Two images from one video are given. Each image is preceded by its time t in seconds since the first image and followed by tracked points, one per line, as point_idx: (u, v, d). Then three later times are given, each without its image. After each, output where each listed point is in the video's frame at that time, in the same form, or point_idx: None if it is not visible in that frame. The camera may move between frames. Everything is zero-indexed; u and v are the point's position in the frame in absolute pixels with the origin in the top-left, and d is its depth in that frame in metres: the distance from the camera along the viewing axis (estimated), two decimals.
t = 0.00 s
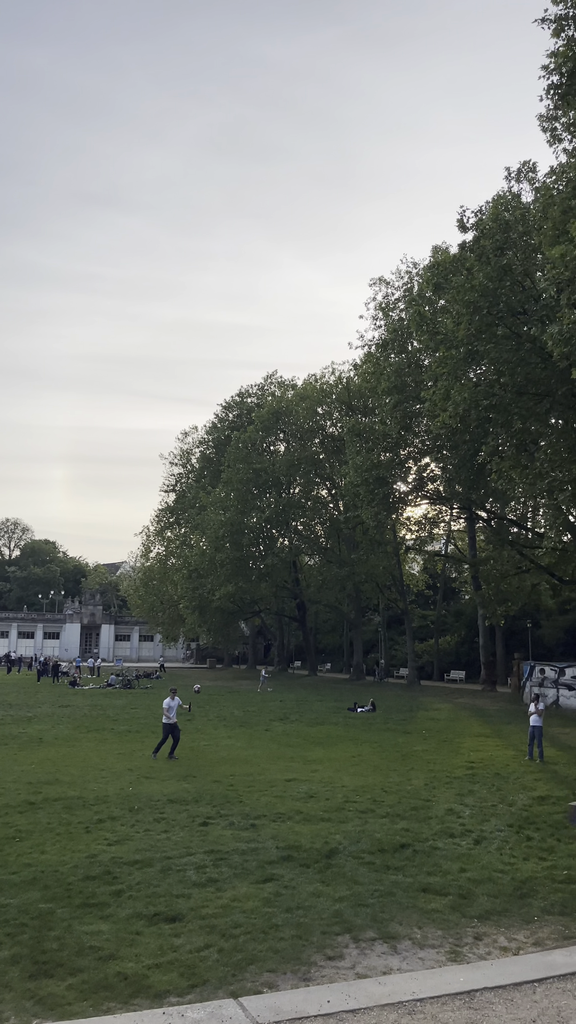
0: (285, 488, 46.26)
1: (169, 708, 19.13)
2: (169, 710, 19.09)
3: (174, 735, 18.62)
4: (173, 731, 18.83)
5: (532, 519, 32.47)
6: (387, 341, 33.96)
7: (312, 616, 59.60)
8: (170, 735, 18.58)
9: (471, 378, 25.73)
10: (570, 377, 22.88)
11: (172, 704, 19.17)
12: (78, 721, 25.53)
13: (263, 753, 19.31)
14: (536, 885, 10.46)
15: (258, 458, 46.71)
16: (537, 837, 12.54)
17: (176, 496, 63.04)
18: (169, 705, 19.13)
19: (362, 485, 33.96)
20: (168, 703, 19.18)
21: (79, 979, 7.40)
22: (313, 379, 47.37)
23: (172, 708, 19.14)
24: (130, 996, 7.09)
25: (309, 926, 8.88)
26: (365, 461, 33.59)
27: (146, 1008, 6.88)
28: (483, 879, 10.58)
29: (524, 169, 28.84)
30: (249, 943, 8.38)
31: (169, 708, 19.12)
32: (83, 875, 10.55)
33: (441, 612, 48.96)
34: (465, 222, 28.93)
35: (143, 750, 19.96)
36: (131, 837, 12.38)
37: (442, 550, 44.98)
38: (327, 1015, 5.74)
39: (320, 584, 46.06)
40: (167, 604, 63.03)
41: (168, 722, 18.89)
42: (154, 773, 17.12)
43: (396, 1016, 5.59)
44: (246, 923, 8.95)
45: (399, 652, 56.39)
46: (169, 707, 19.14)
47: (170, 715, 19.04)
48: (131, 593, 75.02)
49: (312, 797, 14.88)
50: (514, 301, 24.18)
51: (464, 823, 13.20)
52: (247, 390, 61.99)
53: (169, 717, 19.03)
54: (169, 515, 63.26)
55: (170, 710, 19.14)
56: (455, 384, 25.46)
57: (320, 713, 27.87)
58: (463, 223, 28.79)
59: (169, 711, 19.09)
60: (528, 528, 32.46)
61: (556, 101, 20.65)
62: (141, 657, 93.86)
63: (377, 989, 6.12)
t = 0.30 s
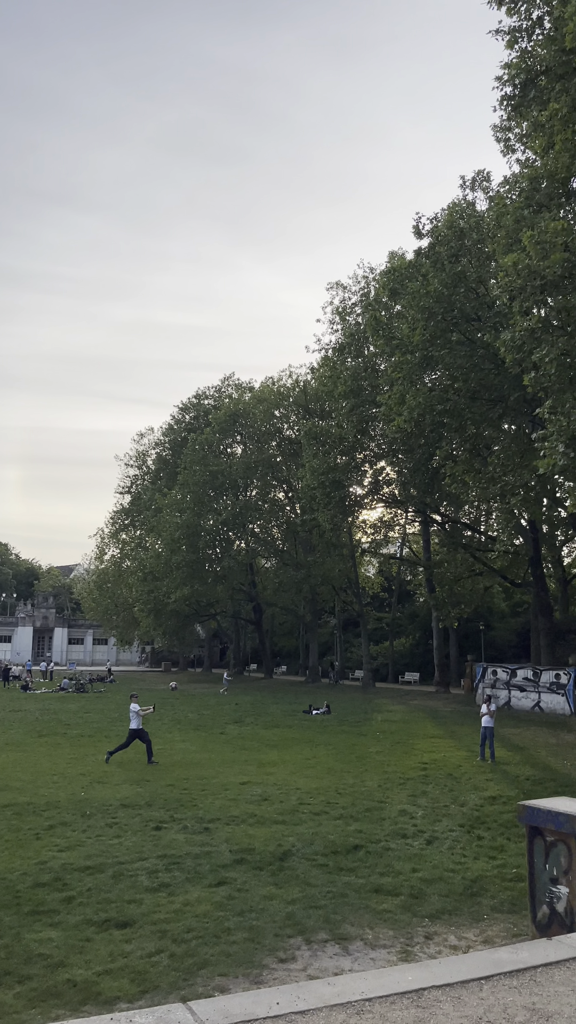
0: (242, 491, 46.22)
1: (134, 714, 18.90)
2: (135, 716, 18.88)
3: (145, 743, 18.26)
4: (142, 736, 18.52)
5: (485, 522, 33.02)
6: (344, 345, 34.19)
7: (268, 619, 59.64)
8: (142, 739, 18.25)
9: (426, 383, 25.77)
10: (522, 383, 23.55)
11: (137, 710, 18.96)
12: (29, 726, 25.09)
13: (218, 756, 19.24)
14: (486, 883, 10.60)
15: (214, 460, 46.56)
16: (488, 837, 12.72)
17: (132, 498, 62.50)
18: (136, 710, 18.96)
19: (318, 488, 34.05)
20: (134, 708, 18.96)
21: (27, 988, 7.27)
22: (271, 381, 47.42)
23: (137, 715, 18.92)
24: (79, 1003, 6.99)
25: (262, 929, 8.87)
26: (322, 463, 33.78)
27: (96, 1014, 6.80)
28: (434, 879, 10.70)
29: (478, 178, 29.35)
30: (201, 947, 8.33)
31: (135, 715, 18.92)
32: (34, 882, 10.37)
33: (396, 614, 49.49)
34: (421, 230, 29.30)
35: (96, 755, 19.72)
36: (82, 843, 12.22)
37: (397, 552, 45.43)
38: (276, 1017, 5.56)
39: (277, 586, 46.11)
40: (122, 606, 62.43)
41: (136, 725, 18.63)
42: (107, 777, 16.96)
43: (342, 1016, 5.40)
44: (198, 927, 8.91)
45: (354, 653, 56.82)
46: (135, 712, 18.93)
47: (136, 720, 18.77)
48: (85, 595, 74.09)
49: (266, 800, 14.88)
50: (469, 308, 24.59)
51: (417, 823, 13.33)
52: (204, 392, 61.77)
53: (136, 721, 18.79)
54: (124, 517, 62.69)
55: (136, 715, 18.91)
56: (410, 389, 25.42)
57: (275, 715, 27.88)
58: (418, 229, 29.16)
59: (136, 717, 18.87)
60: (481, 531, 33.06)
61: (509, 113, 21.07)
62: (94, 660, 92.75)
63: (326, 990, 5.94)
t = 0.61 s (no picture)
0: (201, 492, 46.04)
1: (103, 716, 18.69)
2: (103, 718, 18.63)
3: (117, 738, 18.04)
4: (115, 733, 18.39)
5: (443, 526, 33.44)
6: (304, 348, 34.33)
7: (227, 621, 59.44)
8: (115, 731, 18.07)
9: (385, 387, 25.94)
10: (478, 389, 23.97)
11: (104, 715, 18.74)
12: None
13: (174, 760, 19.12)
14: (439, 883, 10.72)
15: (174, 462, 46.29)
16: (442, 837, 12.86)
17: (89, 499, 61.83)
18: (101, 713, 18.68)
19: (278, 491, 34.10)
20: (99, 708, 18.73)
21: None
22: (231, 383, 47.33)
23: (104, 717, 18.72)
24: (30, 1011, 6.87)
25: (217, 933, 8.82)
26: (281, 466, 33.87)
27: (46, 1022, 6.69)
28: (389, 880, 10.77)
29: (437, 186, 29.72)
30: (156, 952, 8.26)
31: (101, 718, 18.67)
32: None
33: (354, 616, 49.76)
34: (381, 235, 29.56)
35: (50, 759, 19.44)
36: (36, 849, 12.03)
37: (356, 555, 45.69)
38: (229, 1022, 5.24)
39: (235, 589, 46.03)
40: (78, 609, 61.70)
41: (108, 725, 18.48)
42: (61, 782, 16.73)
43: (297, 1016, 5.20)
44: (153, 932, 8.83)
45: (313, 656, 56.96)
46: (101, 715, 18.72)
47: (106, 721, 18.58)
48: (40, 597, 73.02)
49: (223, 803, 14.83)
50: (427, 314, 24.89)
51: (373, 825, 13.40)
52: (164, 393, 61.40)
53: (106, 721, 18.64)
54: (81, 518, 61.99)
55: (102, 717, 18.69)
56: (369, 393, 25.49)
57: (232, 718, 27.81)
58: (378, 235, 29.44)
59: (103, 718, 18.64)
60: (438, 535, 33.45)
61: (468, 122, 21.39)
62: (50, 664, 91.47)
63: (279, 993, 5.63)
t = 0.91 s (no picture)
0: (166, 494, 45.82)
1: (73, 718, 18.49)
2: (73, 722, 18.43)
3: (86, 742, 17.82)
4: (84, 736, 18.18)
5: (407, 529, 33.71)
6: (271, 351, 34.35)
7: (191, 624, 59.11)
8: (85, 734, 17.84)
9: (350, 391, 26.12)
10: (442, 394, 24.28)
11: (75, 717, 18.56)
12: None
13: (137, 763, 18.97)
14: (400, 883, 10.78)
15: (138, 463, 45.95)
16: (404, 838, 12.94)
17: (52, 500, 61.08)
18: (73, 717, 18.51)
19: (243, 493, 34.07)
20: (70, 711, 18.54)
21: None
22: (197, 384, 47.15)
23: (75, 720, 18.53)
24: None
25: (178, 937, 8.76)
26: (247, 468, 33.87)
27: None
28: (351, 882, 10.80)
29: (403, 192, 29.97)
30: (116, 957, 8.18)
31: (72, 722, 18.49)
32: None
33: (319, 619, 49.87)
34: (347, 240, 29.73)
35: (10, 763, 19.13)
36: None
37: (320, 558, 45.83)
38: None
39: (199, 591, 45.85)
40: (39, 611, 60.85)
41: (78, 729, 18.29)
42: (21, 786, 16.47)
43: (257, 1019, 5.16)
44: (113, 937, 8.74)
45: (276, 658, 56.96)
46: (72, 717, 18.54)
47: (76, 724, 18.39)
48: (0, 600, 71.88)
49: (185, 805, 14.76)
50: (392, 318, 25.08)
51: (335, 827, 13.43)
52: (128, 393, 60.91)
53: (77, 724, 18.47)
54: (43, 520, 61.20)
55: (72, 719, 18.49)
56: (335, 396, 25.60)
57: (196, 721, 27.66)
58: (344, 239, 29.62)
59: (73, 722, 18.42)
60: (402, 537, 33.71)
61: (433, 130, 21.65)
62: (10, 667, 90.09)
63: (240, 996, 5.53)
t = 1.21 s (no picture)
0: (138, 496, 45.60)
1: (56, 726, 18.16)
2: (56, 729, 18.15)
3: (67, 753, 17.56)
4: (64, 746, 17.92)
5: (379, 532, 33.83)
6: (245, 353, 34.31)
7: (163, 626, 58.75)
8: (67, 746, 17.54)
9: (324, 394, 26.20)
10: (415, 398, 24.33)
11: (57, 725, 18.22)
12: None
13: (107, 767, 18.81)
14: (371, 887, 10.79)
15: (111, 464, 45.64)
16: (375, 841, 12.96)
17: (22, 501, 60.42)
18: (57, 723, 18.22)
19: (216, 495, 33.97)
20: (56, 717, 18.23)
21: None
22: (170, 386, 46.94)
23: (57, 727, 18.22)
24: None
25: (147, 942, 8.69)
26: (220, 470, 33.74)
27: None
28: (322, 885, 10.79)
29: (378, 197, 30.14)
30: (85, 963, 8.08)
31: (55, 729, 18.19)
32: None
33: (291, 622, 49.87)
34: (321, 244, 29.82)
35: None
36: None
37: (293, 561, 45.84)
38: None
39: (171, 594, 45.61)
40: (8, 614, 60.14)
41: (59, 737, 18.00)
42: None
43: None
44: (82, 943, 8.64)
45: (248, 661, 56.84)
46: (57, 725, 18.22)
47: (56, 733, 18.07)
48: None
49: (156, 810, 14.65)
50: (366, 323, 25.18)
51: (306, 831, 13.41)
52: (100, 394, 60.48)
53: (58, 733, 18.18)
54: (13, 521, 60.50)
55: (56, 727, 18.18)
56: (309, 399, 25.93)
57: (167, 725, 27.49)
58: (319, 243, 29.71)
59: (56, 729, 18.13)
60: (374, 540, 33.85)
61: (407, 136, 21.81)
62: None
63: (210, 1000, 5.46)
